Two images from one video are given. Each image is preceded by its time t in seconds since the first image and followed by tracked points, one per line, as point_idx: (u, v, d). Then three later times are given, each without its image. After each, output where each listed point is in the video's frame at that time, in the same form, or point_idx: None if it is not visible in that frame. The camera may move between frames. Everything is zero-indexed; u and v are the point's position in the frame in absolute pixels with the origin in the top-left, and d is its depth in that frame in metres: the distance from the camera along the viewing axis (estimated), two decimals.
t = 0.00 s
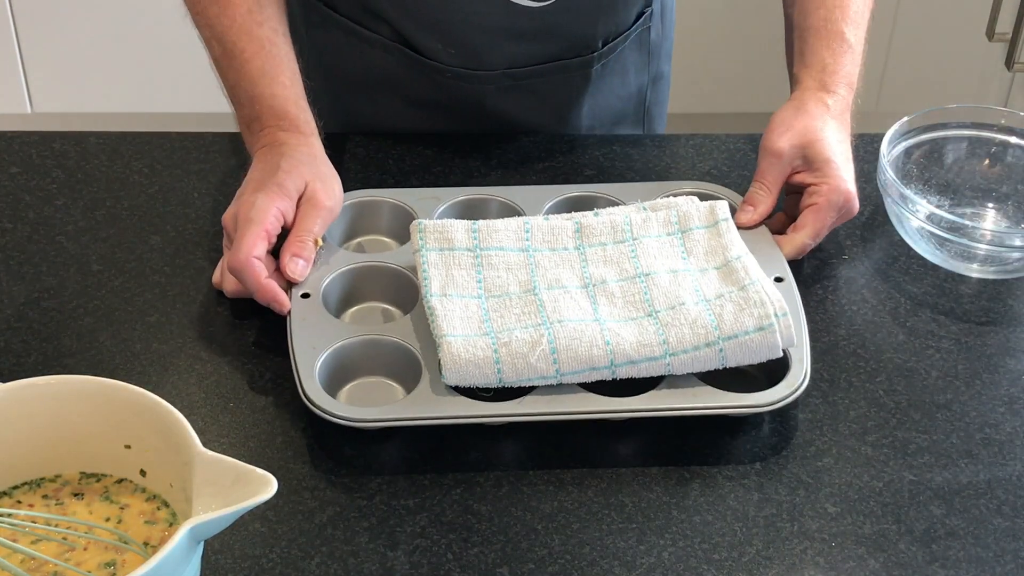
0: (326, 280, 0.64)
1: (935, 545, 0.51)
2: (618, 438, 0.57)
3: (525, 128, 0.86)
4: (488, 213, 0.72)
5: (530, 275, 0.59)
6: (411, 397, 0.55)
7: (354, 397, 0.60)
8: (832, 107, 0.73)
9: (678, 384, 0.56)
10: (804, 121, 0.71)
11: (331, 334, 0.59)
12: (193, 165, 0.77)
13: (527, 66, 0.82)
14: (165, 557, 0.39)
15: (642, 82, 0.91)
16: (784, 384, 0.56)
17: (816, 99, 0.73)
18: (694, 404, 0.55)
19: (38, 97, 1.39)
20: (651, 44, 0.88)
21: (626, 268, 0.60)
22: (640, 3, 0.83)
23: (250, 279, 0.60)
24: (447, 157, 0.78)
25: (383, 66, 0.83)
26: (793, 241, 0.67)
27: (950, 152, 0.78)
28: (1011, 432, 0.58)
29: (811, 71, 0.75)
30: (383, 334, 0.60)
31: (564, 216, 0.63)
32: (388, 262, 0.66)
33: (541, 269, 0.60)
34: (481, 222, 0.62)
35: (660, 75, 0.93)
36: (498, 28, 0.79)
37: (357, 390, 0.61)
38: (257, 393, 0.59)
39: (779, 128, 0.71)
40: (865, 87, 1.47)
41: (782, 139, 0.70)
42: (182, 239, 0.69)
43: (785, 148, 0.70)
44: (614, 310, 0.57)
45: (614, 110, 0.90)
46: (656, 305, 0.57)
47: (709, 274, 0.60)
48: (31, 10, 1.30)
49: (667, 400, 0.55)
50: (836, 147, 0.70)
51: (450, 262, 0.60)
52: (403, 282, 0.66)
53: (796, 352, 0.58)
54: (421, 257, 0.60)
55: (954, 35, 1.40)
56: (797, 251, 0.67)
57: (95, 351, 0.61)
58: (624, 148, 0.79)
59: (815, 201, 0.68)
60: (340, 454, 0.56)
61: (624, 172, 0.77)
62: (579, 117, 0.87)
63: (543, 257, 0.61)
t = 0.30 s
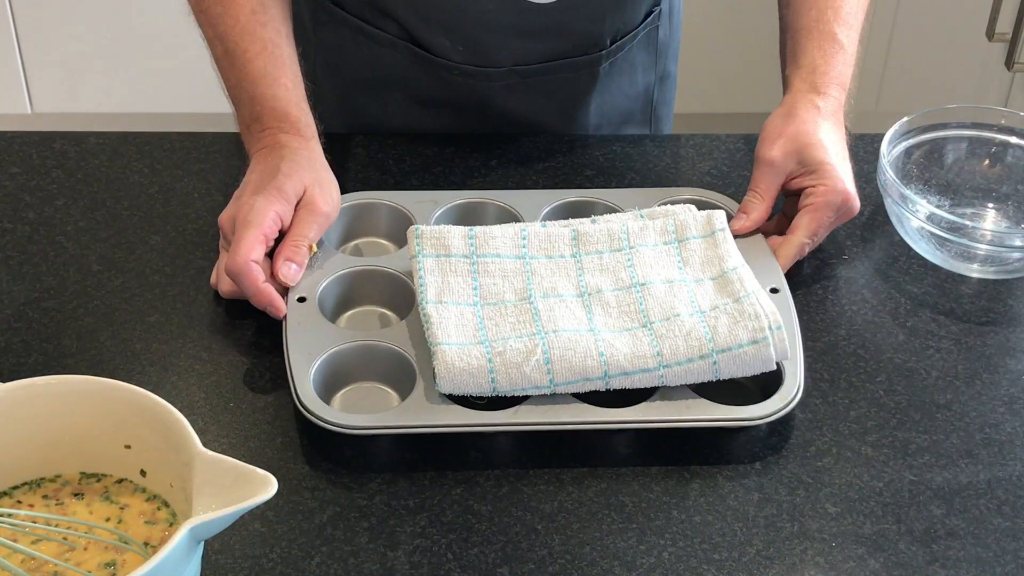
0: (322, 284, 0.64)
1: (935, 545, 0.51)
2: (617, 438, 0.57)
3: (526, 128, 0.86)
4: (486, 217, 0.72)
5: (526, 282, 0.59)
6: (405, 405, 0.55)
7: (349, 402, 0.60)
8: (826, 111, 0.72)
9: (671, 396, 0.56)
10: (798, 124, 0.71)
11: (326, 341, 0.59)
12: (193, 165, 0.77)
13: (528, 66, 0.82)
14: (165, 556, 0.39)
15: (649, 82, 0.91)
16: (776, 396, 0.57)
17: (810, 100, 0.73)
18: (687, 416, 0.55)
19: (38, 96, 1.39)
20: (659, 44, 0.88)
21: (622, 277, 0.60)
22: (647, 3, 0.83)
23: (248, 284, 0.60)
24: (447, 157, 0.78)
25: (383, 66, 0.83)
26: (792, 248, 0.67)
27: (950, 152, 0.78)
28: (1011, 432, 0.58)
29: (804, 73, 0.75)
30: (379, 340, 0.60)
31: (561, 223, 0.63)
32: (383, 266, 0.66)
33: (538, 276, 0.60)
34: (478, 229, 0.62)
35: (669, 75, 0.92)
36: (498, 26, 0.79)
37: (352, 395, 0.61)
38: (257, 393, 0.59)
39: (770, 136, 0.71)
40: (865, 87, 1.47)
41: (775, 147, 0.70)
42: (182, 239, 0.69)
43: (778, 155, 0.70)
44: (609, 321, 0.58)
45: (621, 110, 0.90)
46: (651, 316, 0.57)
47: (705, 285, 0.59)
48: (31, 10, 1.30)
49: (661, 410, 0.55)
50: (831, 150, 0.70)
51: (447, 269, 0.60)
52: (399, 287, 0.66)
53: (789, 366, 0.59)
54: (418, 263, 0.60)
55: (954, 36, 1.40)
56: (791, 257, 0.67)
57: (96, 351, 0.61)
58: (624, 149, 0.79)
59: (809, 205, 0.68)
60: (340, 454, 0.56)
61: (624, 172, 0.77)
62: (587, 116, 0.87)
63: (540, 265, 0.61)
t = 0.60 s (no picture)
0: (321, 284, 0.64)
1: (935, 545, 0.51)
2: (617, 438, 0.57)
3: (526, 128, 0.86)
4: (485, 217, 0.72)
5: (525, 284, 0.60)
6: (404, 405, 0.55)
7: (348, 402, 0.60)
8: (791, 64, 0.67)
9: (670, 395, 0.56)
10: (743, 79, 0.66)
11: (325, 340, 0.59)
12: (193, 165, 0.77)
13: (528, 65, 0.82)
14: (165, 556, 0.39)
15: (652, 81, 0.90)
16: (775, 396, 0.57)
17: (765, 58, 0.67)
18: (686, 416, 0.55)
19: (38, 97, 1.38)
20: (662, 43, 0.88)
21: (622, 279, 0.60)
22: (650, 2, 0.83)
23: (228, 280, 0.60)
24: (447, 157, 0.78)
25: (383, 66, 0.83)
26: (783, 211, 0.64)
27: (951, 152, 0.78)
28: (1011, 432, 0.58)
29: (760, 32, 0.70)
30: (378, 340, 0.60)
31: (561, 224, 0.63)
32: (383, 267, 0.66)
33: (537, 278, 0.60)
34: (477, 229, 0.62)
35: (673, 75, 0.91)
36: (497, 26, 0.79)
37: (351, 395, 0.61)
38: (257, 393, 0.59)
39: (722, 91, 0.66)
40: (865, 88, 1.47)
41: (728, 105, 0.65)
42: (182, 239, 0.69)
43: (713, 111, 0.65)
44: (607, 320, 0.58)
45: (623, 108, 0.89)
46: (650, 316, 0.57)
47: (704, 286, 0.60)
48: (31, 10, 1.30)
49: (660, 411, 0.55)
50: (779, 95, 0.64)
51: (446, 268, 0.60)
52: (398, 286, 0.66)
53: (788, 365, 0.59)
54: (417, 263, 0.60)
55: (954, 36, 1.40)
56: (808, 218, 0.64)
57: (96, 351, 0.61)
58: (624, 149, 0.79)
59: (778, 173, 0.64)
60: (339, 454, 0.55)
61: (624, 172, 0.77)
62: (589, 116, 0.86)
63: (540, 265, 0.61)
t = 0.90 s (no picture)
0: (321, 284, 0.64)
1: (935, 545, 0.51)
2: (617, 438, 0.57)
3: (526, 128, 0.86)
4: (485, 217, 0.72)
5: (533, 282, 0.60)
6: (405, 404, 0.55)
7: (348, 402, 0.60)
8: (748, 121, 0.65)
9: (670, 395, 0.56)
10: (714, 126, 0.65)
11: (325, 341, 0.59)
12: (193, 165, 0.77)
13: (528, 64, 0.82)
14: (165, 556, 0.39)
15: (654, 79, 0.90)
16: (775, 396, 0.57)
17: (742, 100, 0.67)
18: (686, 416, 0.55)
19: (38, 97, 1.38)
20: (664, 40, 0.88)
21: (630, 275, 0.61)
22: None
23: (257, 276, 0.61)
24: (448, 157, 0.78)
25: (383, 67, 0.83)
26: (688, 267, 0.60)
27: (951, 152, 0.78)
28: (1011, 432, 0.58)
29: (763, 60, 0.68)
30: (378, 340, 0.60)
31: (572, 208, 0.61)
32: (382, 267, 0.66)
33: (546, 274, 0.61)
34: (485, 221, 0.61)
35: (676, 72, 0.92)
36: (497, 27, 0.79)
37: (351, 395, 0.61)
38: (258, 393, 0.59)
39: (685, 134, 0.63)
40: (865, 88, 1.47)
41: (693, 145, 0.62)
42: (182, 239, 0.69)
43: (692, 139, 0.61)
44: (617, 310, 0.58)
45: (624, 105, 0.90)
46: (659, 308, 0.58)
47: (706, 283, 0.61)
48: (31, 10, 1.30)
49: (661, 411, 0.55)
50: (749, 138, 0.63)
51: (455, 266, 0.60)
52: (398, 286, 0.66)
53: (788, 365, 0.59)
54: (425, 263, 0.60)
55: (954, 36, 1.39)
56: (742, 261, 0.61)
57: (96, 351, 0.61)
58: (624, 149, 0.79)
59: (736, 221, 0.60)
60: (339, 454, 0.55)
61: (624, 172, 0.77)
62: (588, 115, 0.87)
63: (549, 258, 0.61)
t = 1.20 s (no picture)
0: (322, 284, 0.64)
1: (935, 545, 0.51)
2: (617, 437, 0.57)
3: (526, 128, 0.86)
4: (484, 217, 0.72)
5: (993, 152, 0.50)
6: (405, 405, 0.55)
7: (349, 403, 0.60)
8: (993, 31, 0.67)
9: (670, 395, 0.56)
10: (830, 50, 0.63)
11: (325, 341, 0.60)
12: (193, 165, 0.77)
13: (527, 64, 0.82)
14: (165, 557, 0.39)
15: (656, 80, 0.90)
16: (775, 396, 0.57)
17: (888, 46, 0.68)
18: (686, 416, 0.55)
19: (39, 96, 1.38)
20: (667, 42, 0.88)
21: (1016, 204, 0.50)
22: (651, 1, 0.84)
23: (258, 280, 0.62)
24: (448, 157, 0.78)
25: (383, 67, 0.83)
26: None
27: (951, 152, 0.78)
28: (1011, 432, 0.58)
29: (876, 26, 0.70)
30: (377, 339, 0.60)
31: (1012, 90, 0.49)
32: (382, 267, 0.66)
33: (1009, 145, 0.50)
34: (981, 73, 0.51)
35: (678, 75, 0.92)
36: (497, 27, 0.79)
37: (351, 396, 0.61)
38: (258, 393, 0.59)
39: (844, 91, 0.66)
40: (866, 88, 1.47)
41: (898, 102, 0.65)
42: (182, 239, 0.69)
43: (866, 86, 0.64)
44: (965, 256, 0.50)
45: (624, 106, 0.89)
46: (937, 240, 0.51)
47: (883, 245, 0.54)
48: (31, 9, 1.29)
49: (661, 411, 0.55)
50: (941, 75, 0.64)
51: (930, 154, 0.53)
52: (398, 287, 0.66)
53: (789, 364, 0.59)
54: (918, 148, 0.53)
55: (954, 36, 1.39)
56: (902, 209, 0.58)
57: (96, 351, 0.61)
58: (624, 149, 0.79)
59: None
60: (340, 454, 0.55)
61: (624, 172, 0.77)
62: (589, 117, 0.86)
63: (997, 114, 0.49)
